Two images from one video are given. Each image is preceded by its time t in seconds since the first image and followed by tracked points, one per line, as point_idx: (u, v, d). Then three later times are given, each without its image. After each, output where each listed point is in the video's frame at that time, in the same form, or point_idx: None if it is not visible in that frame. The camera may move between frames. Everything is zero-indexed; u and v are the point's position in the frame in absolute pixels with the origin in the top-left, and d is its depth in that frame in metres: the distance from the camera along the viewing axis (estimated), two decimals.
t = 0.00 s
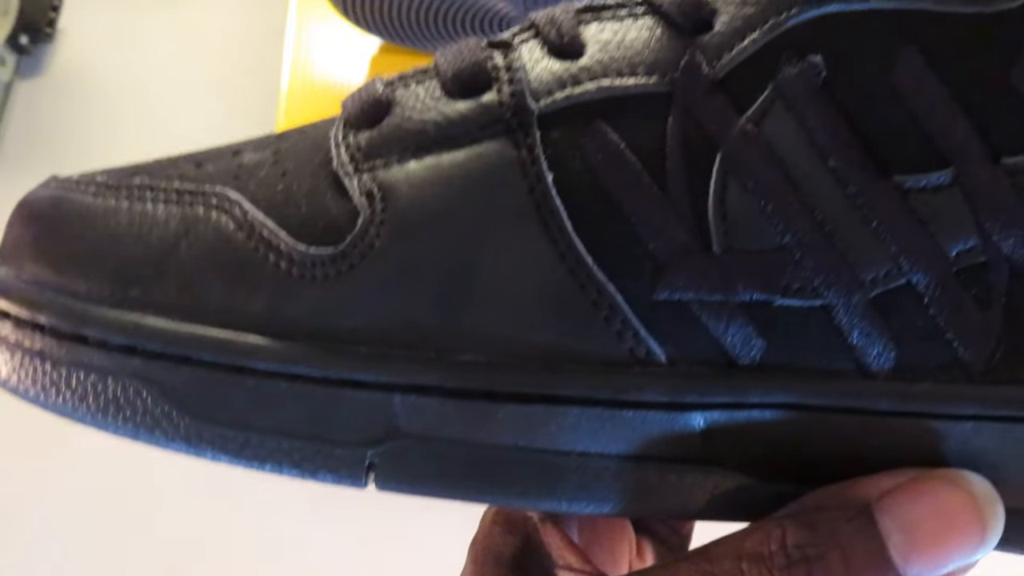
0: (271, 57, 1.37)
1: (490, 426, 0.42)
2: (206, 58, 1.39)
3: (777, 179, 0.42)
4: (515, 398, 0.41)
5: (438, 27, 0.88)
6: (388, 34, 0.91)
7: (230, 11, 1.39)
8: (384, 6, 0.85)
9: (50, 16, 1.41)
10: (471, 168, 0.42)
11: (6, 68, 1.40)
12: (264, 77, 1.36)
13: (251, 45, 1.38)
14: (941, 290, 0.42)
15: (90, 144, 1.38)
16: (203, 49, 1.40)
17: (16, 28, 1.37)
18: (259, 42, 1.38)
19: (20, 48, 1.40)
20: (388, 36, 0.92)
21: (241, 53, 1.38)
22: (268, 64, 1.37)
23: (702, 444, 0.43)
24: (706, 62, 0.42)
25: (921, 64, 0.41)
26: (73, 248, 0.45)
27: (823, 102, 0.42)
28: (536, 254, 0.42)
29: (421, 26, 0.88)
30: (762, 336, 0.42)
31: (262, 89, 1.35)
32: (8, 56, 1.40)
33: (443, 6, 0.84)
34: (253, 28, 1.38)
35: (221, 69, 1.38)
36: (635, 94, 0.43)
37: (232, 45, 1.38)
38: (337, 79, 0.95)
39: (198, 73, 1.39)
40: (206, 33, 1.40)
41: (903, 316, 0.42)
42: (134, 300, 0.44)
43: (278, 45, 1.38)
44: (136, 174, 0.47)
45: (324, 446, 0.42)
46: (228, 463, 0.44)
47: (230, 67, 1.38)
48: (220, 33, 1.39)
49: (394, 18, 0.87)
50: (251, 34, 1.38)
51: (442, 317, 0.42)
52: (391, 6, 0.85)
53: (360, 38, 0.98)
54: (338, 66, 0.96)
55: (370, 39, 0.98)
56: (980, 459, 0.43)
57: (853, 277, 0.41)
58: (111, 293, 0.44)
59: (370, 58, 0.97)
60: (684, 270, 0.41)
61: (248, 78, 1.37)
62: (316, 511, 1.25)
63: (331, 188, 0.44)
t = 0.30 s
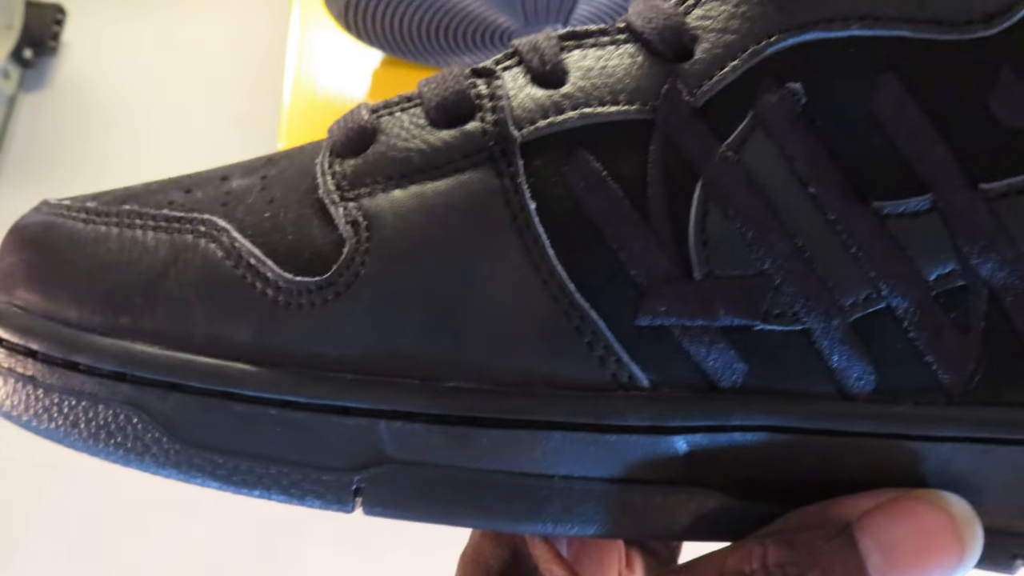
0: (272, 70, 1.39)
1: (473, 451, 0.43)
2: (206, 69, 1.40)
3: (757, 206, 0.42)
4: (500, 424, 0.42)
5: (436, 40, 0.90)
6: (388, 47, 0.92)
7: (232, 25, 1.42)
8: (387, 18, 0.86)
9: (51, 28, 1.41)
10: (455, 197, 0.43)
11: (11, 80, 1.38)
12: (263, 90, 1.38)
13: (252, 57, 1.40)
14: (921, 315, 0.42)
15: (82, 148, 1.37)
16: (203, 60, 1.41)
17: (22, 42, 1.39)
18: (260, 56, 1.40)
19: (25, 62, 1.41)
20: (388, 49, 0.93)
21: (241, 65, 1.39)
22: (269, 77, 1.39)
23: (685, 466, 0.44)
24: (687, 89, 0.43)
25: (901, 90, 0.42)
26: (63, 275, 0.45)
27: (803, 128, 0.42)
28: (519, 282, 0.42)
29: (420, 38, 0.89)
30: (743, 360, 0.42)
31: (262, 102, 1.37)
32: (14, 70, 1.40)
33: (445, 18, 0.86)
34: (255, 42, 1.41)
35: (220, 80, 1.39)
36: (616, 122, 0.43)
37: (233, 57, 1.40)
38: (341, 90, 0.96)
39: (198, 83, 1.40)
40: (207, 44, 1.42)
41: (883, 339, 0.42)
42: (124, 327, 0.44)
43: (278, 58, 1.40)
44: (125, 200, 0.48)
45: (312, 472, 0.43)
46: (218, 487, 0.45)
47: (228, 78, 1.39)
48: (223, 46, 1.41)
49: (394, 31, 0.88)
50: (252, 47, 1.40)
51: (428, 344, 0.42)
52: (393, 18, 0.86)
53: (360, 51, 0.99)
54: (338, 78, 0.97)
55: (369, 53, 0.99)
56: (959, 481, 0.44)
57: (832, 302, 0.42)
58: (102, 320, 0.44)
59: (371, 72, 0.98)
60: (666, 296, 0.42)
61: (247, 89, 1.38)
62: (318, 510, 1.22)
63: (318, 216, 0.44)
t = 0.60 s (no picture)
0: (270, 77, 1.39)
1: (460, 464, 0.43)
2: (205, 77, 1.41)
3: (741, 221, 0.42)
4: (486, 438, 0.43)
5: (435, 48, 0.90)
6: (388, 54, 0.92)
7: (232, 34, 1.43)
8: (386, 24, 0.87)
9: (52, 38, 1.42)
10: (441, 211, 0.43)
11: (11, 91, 1.39)
12: (262, 96, 1.38)
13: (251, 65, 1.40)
14: (905, 328, 0.42)
15: (82, 157, 1.37)
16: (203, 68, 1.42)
17: (24, 53, 1.40)
18: (258, 63, 1.40)
19: (27, 73, 1.42)
20: (387, 58, 0.94)
21: (240, 73, 1.40)
22: (268, 83, 1.39)
23: (670, 478, 0.44)
24: (672, 104, 0.43)
25: (885, 105, 0.42)
26: (52, 288, 0.45)
27: (787, 143, 0.42)
28: (504, 297, 0.43)
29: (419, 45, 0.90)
30: (727, 373, 0.43)
31: (260, 108, 1.37)
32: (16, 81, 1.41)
33: (444, 26, 0.86)
34: (254, 49, 1.41)
35: (220, 87, 1.40)
36: (602, 136, 0.43)
37: (232, 65, 1.41)
38: (339, 98, 0.96)
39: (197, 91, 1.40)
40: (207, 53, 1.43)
41: (868, 352, 0.42)
42: (114, 341, 0.44)
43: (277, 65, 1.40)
44: (116, 213, 0.48)
45: (300, 485, 0.44)
46: (207, 499, 0.45)
47: (227, 85, 1.40)
48: (222, 54, 1.42)
49: (394, 37, 0.89)
50: (251, 55, 1.41)
51: (415, 358, 0.43)
52: (392, 23, 0.87)
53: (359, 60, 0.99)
54: (337, 86, 0.97)
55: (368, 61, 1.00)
56: (943, 492, 0.44)
57: (816, 315, 0.42)
58: (92, 334, 0.44)
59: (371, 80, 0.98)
60: (651, 310, 0.42)
61: (246, 96, 1.38)
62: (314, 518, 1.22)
63: (306, 231, 0.45)
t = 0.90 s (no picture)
0: (267, 82, 1.39)
1: (434, 472, 0.43)
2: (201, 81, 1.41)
3: (712, 229, 0.42)
4: (460, 445, 0.43)
5: (429, 54, 0.90)
6: (382, 61, 0.92)
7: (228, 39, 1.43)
8: (382, 31, 0.87)
9: (51, 47, 1.41)
10: (415, 221, 0.44)
11: (8, 99, 1.38)
12: (259, 102, 1.38)
13: (247, 70, 1.40)
14: (876, 335, 0.42)
15: (78, 161, 1.36)
16: (198, 72, 1.41)
17: (19, 62, 1.39)
18: (255, 68, 1.40)
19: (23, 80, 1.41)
20: (382, 66, 0.93)
21: (237, 78, 1.40)
22: (265, 89, 1.39)
23: (645, 484, 0.44)
24: (643, 113, 0.43)
25: (854, 112, 0.42)
26: (30, 299, 0.45)
27: (757, 151, 0.42)
28: (478, 305, 0.43)
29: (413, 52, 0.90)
30: (699, 380, 0.43)
31: (256, 113, 1.37)
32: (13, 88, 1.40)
33: (439, 33, 0.86)
34: (251, 54, 1.41)
35: (216, 91, 1.39)
36: (574, 145, 0.44)
37: (229, 70, 1.41)
38: (337, 106, 0.96)
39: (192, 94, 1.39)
40: (203, 57, 1.42)
41: (839, 358, 0.42)
42: (91, 351, 0.45)
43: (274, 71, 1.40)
44: (95, 224, 0.48)
45: (276, 493, 0.44)
46: (184, 509, 0.45)
47: (224, 90, 1.39)
48: (218, 59, 1.42)
49: (389, 43, 0.89)
50: (248, 60, 1.41)
51: (390, 366, 0.43)
52: (388, 30, 0.87)
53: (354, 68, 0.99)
54: (332, 93, 0.97)
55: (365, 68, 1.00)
56: (916, 497, 0.44)
57: (787, 322, 0.42)
58: (71, 344, 0.45)
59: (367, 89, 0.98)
60: (622, 318, 0.42)
61: (243, 101, 1.38)
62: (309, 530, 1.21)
63: (281, 240, 0.45)
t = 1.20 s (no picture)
0: (263, 84, 1.38)
1: (415, 481, 0.43)
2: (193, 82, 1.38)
3: (690, 238, 0.43)
4: (441, 454, 0.43)
5: (424, 58, 0.89)
6: (379, 65, 0.91)
7: (223, 42, 1.42)
8: (379, 36, 0.87)
9: (48, 51, 1.37)
10: (394, 231, 0.44)
11: (7, 104, 1.34)
12: (253, 99, 1.36)
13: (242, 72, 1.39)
14: (854, 342, 0.42)
15: (67, 163, 1.32)
16: (191, 73, 1.39)
17: (18, 66, 1.35)
18: (251, 70, 1.39)
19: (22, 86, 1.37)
20: (378, 69, 0.92)
21: (231, 79, 1.38)
22: (261, 87, 1.38)
23: (626, 491, 0.45)
24: (621, 122, 0.43)
25: (830, 120, 0.42)
26: (11, 311, 0.45)
27: (734, 160, 0.43)
28: (458, 315, 0.43)
29: (409, 56, 0.89)
30: (678, 388, 0.43)
31: (251, 114, 1.35)
32: (10, 93, 1.35)
33: (437, 37, 0.86)
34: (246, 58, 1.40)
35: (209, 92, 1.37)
36: (553, 155, 0.44)
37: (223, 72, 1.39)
38: (335, 110, 0.96)
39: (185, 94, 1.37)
40: (197, 60, 1.40)
41: (818, 366, 0.43)
42: (73, 363, 0.45)
43: (270, 73, 1.39)
44: (77, 234, 0.48)
45: (258, 504, 0.44)
46: (167, 519, 0.45)
47: (217, 91, 1.37)
48: (212, 61, 1.40)
49: (386, 49, 0.89)
50: (243, 63, 1.40)
51: (371, 377, 0.43)
52: (385, 35, 0.87)
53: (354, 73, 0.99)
54: (331, 98, 0.96)
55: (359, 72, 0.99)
56: (894, 503, 0.44)
57: (766, 329, 0.42)
58: (53, 356, 0.45)
59: (364, 94, 0.98)
60: (601, 327, 0.43)
61: (237, 102, 1.36)
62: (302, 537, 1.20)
63: (262, 251, 0.45)
